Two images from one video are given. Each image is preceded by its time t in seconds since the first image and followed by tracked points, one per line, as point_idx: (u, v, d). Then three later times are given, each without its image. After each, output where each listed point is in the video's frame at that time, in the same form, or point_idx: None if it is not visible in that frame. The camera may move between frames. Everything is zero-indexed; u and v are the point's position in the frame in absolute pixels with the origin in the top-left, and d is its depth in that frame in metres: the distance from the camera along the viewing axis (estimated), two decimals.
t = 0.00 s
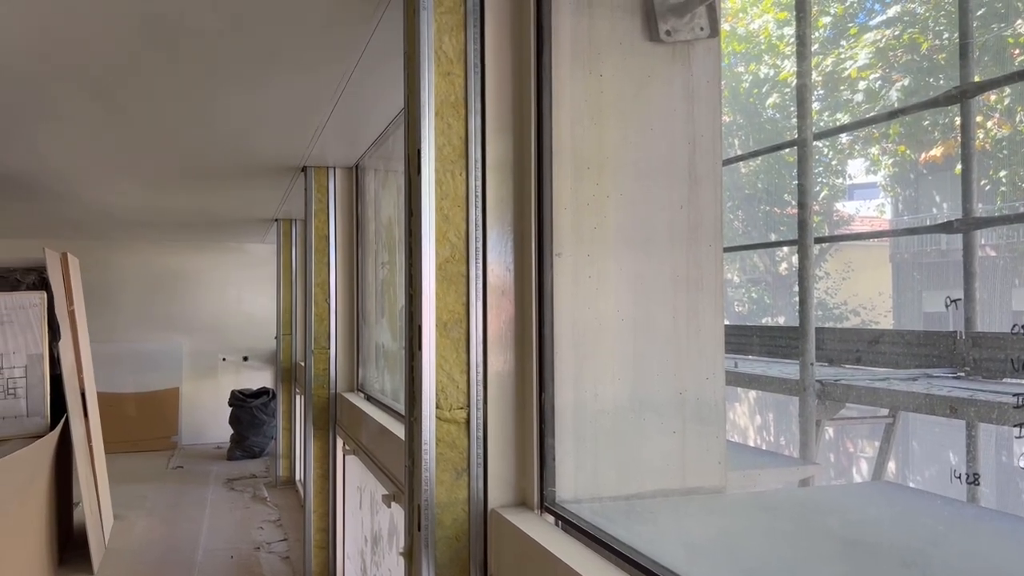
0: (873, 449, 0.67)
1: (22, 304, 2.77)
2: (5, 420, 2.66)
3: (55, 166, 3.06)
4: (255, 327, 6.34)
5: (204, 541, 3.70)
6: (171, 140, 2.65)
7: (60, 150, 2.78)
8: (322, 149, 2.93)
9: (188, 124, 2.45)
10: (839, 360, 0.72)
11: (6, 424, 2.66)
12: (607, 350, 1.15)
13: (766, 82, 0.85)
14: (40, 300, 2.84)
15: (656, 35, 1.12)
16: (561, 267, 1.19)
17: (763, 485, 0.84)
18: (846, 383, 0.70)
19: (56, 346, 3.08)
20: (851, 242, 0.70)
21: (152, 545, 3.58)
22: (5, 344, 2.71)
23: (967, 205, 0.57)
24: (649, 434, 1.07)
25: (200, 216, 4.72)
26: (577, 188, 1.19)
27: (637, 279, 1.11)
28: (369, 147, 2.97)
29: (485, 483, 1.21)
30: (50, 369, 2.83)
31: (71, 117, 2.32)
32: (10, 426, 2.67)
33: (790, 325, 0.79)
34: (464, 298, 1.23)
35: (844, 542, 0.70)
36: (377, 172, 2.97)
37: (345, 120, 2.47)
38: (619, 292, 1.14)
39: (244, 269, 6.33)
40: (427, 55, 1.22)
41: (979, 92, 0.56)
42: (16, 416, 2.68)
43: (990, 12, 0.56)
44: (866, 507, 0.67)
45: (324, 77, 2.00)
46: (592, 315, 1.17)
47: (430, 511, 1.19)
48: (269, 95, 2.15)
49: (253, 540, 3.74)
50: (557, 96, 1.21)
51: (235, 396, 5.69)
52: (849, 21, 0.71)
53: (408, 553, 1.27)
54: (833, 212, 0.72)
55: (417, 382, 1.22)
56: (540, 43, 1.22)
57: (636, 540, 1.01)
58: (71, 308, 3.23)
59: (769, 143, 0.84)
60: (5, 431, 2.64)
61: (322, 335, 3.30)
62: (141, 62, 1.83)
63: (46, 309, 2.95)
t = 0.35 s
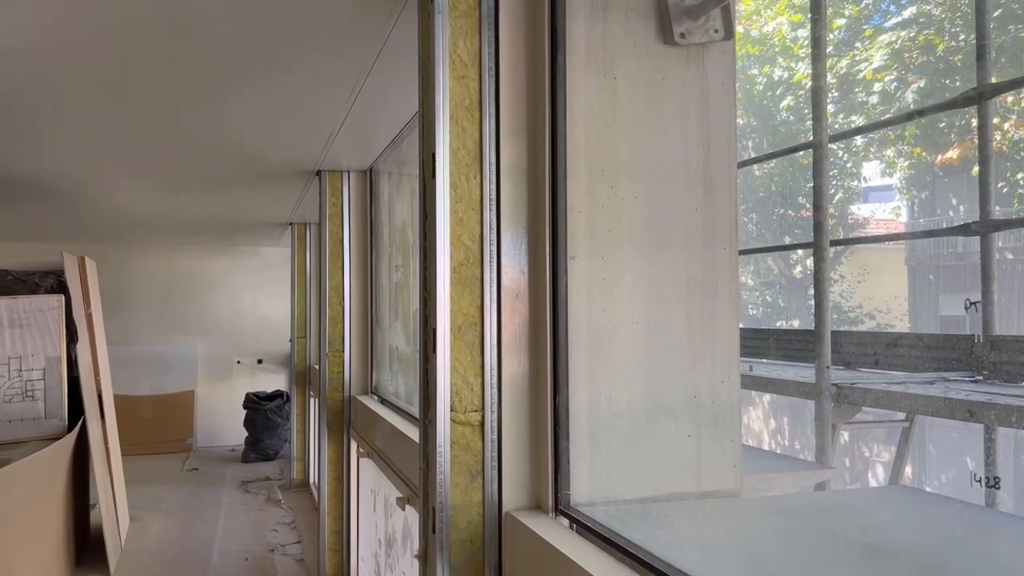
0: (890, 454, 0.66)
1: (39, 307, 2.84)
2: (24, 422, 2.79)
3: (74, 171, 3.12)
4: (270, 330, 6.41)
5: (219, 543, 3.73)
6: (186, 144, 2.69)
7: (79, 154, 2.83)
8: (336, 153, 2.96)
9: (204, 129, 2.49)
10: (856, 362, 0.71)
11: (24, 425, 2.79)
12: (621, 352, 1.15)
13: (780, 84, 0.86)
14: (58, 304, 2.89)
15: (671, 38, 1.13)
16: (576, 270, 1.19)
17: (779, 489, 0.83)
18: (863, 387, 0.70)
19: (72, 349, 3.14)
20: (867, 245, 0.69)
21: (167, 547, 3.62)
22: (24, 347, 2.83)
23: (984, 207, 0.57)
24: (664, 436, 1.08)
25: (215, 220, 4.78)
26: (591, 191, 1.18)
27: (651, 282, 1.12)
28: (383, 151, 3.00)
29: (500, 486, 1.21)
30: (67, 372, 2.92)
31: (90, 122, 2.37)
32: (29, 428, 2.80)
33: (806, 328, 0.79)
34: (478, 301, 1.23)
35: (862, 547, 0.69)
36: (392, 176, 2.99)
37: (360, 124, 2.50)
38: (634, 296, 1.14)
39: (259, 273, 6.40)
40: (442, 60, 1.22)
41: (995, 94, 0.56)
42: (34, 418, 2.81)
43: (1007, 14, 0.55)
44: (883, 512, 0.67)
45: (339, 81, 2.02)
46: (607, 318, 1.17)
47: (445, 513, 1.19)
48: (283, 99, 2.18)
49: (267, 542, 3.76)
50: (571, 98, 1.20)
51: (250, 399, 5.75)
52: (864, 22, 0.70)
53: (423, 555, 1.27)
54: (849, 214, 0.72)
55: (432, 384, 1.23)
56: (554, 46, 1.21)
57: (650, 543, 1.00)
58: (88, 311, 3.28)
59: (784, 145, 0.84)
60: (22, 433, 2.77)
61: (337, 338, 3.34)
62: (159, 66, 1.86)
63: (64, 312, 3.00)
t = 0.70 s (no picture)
0: (907, 458, 0.66)
1: (59, 310, 2.93)
2: (44, 424, 2.86)
3: (93, 175, 3.18)
4: (285, 333, 6.48)
5: (235, 545, 3.77)
6: (202, 148, 2.73)
7: (98, 159, 2.88)
8: (352, 157, 2.98)
9: (220, 133, 2.52)
10: (874, 365, 0.70)
11: (44, 427, 2.86)
12: (637, 355, 1.16)
13: (795, 86, 0.86)
14: (76, 307, 2.94)
15: (686, 41, 1.14)
16: (592, 273, 1.19)
17: (796, 492, 0.83)
18: (881, 390, 0.69)
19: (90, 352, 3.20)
20: (883, 248, 0.69)
21: (184, 549, 3.66)
22: (43, 350, 2.89)
23: (1002, 208, 0.56)
24: (681, 440, 1.09)
25: (231, 224, 4.84)
26: (606, 194, 1.19)
27: (667, 285, 1.12)
28: (398, 155, 3.03)
29: (516, 489, 1.21)
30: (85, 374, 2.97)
31: (109, 127, 2.41)
32: (48, 429, 2.87)
33: (822, 331, 0.78)
34: (494, 304, 1.23)
35: (882, 551, 0.69)
36: (406, 179, 3.02)
37: (375, 128, 2.52)
38: (649, 298, 1.14)
39: (275, 276, 6.48)
40: (458, 63, 1.22)
41: (1013, 94, 0.55)
42: (53, 420, 2.88)
43: None
44: (901, 517, 0.66)
45: (356, 85, 2.05)
46: (623, 321, 1.17)
47: (461, 516, 1.19)
48: (299, 104, 2.20)
49: (282, 544, 3.80)
50: (587, 101, 1.21)
51: (265, 401, 5.82)
52: (879, 23, 0.70)
53: (440, 558, 1.28)
54: (864, 217, 0.72)
55: (448, 388, 1.23)
56: (570, 50, 1.22)
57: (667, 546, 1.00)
58: (106, 315, 3.34)
59: (800, 148, 0.84)
60: (43, 434, 2.85)
61: (351, 341, 3.37)
62: (177, 72, 1.89)
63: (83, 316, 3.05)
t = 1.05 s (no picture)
0: (925, 462, 0.65)
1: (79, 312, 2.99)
2: (64, 424, 2.91)
3: (113, 179, 3.24)
4: (302, 335, 6.55)
5: (252, 546, 3.82)
6: (219, 152, 2.77)
7: (118, 164, 2.94)
8: (368, 160, 3.01)
9: (236, 137, 2.56)
10: (896, 369, 0.69)
11: (65, 428, 2.91)
12: (654, 357, 1.16)
13: (811, 87, 0.86)
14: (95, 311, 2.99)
15: (702, 43, 1.14)
16: (608, 275, 1.19)
17: (813, 495, 0.83)
18: (901, 394, 0.69)
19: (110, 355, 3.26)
20: (900, 250, 0.68)
21: (201, 550, 3.72)
22: (64, 352, 2.95)
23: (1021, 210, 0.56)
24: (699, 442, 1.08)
25: (248, 226, 4.91)
26: (623, 196, 1.19)
27: (683, 287, 1.12)
28: (413, 158, 3.06)
29: (533, 491, 1.22)
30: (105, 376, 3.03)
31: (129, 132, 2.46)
32: (68, 430, 2.91)
33: (839, 333, 0.78)
34: (511, 307, 1.24)
35: (901, 556, 0.69)
36: (422, 182, 3.05)
37: (391, 131, 2.55)
38: (666, 300, 1.14)
39: (291, 278, 6.55)
40: (475, 66, 1.23)
41: None
42: (73, 420, 2.92)
43: None
44: (920, 521, 0.66)
45: (373, 89, 2.07)
46: (640, 323, 1.17)
47: (478, 518, 1.19)
48: (316, 108, 2.23)
49: (299, 545, 3.84)
50: (604, 104, 1.21)
51: (281, 402, 5.88)
52: (896, 23, 0.70)
53: (457, 559, 1.28)
54: (880, 218, 0.71)
55: (465, 391, 1.24)
56: (587, 53, 1.22)
57: (684, 548, 1.00)
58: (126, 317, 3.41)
59: (815, 149, 0.84)
60: (63, 434, 2.90)
61: (367, 343, 3.39)
62: (197, 78, 1.92)
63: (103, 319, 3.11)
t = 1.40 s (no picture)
0: (946, 465, 0.65)
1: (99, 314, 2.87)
2: (85, 425, 2.80)
3: (134, 182, 3.29)
4: (318, 337, 6.62)
5: (270, 545, 3.89)
6: (237, 155, 2.80)
7: (138, 167, 2.99)
8: (385, 162, 3.04)
9: (254, 141, 2.59)
10: (917, 371, 0.69)
11: (86, 428, 2.81)
12: (672, 359, 1.16)
13: (828, 88, 0.85)
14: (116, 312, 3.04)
15: (720, 44, 1.14)
16: (626, 276, 1.19)
17: (832, 498, 0.82)
18: (922, 396, 0.68)
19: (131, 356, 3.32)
20: (918, 251, 0.68)
21: (220, 549, 3.78)
22: (84, 354, 2.83)
23: None
24: (718, 444, 1.08)
25: (266, 229, 4.97)
26: (640, 197, 1.19)
27: (701, 289, 1.12)
28: (430, 160, 3.08)
29: (551, 493, 1.22)
30: (125, 377, 2.91)
31: (149, 136, 2.49)
32: (90, 430, 2.81)
33: (858, 335, 0.77)
34: (528, 308, 1.24)
35: (922, 559, 0.68)
36: (438, 184, 3.07)
37: (408, 134, 2.57)
38: (683, 302, 1.14)
39: (309, 280, 6.62)
40: (493, 69, 1.24)
41: None
42: (94, 421, 2.81)
43: None
44: (940, 525, 0.66)
45: (391, 92, 2.08)
46: (658, 325, 1.17)
47: (496, 519, 1.20)
48: (333, 110, 2.25)
49: (317, 545, 3.88)
50: (621, 105, 1.21)
51: (299, 403, 5.93)
52: (915, 23, 0.69)
53: (474, 560, 1.29)
54: (900, 219, 0.71)
55: (483, 392, 1.24)
56: (604, 53, 1.22)
57: (703, 550, 0.99)
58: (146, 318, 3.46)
59: (833, 149, 0.84)
60: (84, 435, 2.79)
61: (384, 344, 3.42)
62: (218, 82, 1.94)
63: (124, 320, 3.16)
